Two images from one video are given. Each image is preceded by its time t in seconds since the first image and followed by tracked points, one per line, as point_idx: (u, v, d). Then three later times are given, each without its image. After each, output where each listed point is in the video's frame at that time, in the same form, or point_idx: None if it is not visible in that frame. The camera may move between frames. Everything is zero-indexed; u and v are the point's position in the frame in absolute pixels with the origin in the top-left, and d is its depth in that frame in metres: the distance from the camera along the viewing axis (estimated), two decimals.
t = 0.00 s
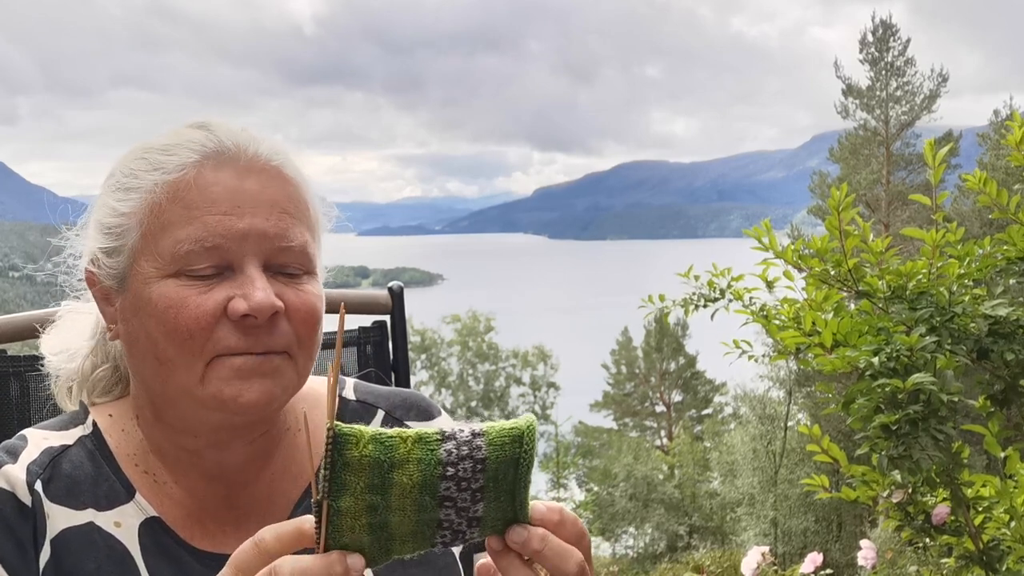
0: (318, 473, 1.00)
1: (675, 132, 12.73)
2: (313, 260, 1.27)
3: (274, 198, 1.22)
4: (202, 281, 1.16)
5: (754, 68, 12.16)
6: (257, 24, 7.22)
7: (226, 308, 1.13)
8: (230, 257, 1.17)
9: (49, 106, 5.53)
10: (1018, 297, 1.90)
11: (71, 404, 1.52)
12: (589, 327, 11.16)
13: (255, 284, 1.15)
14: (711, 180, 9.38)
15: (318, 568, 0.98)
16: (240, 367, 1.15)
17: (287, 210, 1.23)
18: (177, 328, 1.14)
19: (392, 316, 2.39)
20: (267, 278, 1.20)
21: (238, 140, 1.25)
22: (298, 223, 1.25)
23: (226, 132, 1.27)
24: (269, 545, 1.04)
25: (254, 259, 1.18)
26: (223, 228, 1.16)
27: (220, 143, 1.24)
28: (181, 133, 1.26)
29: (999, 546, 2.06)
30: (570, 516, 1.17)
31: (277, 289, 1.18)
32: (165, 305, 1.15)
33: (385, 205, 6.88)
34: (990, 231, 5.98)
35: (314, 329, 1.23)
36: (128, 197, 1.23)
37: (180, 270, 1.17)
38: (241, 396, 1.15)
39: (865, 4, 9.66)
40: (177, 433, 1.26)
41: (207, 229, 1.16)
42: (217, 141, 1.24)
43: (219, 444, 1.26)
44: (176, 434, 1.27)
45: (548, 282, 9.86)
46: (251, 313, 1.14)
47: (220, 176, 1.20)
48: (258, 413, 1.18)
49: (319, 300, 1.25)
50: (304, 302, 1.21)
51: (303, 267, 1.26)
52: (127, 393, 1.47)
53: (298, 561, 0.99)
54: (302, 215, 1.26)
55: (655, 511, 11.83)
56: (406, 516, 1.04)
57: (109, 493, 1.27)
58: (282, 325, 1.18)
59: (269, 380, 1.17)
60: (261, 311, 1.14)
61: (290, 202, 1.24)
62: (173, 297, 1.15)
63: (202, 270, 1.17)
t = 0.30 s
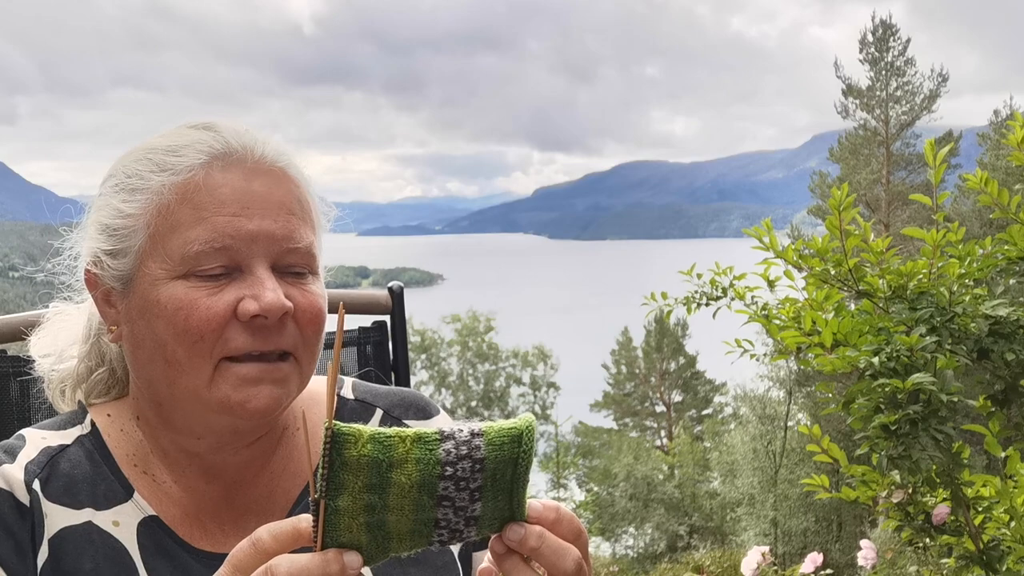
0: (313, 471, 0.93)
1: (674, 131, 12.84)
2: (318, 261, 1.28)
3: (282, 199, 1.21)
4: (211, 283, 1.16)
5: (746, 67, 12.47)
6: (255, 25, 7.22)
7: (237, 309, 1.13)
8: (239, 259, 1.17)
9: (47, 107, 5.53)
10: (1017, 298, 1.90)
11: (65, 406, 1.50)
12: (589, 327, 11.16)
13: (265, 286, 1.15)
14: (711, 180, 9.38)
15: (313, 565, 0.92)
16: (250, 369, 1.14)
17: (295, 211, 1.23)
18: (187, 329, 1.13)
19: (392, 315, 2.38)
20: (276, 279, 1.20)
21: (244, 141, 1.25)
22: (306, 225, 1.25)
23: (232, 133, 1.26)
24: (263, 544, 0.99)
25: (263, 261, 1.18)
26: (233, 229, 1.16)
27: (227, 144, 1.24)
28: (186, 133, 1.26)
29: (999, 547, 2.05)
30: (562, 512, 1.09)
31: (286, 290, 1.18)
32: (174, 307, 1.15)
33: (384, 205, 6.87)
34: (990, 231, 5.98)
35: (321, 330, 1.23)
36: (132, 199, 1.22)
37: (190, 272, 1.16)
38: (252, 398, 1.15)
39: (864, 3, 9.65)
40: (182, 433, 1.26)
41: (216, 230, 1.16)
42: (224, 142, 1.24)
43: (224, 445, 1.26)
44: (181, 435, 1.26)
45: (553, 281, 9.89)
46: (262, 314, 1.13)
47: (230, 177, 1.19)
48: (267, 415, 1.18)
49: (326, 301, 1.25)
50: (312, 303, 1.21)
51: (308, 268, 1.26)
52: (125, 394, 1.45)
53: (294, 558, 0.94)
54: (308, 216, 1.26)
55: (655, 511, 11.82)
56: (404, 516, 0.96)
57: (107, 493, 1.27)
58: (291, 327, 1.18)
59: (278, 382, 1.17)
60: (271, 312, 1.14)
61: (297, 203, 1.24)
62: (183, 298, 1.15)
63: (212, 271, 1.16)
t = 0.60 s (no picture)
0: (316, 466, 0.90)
1: (674, 131, 12.92)
2: (300, 259, 1.25)
3: (257, 196, 1.20)
4: (181, 279, 1.15)
5: (746, 66, 12.45)
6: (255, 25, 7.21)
7: (204, 306, 1.11)
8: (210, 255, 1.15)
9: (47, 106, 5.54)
10: (1017, 297, 1.90)
11: (71, 399, 1.49)
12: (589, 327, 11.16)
13: (231, 282, 1.13)
14: (711, 180, 9.39)
15: (321, 558, 0.88)
16: (216, 367, 1.12)
17: (271, 209, 1.21)
18: (154, 325, 1.12)
19: (392, 315, 2.37)
20: (248, 276, 1.18)
21: (225, 141, 1.25)
22: (284, 222, 1.23)
23: (216, 134, 1.26)
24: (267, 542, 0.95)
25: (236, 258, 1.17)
26: (203, 225, 1.16)
27: (208, 144, 1.24)
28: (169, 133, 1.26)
29: (999, 546, 2.05)
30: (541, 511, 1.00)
31: (257, 288, 1.16)
32: (143, 304, 1.14)
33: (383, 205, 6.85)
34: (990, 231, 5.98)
35: (299, 328, 1.19)
36: (114, 198, 1.23)
37: (162, 268, 1.16)
38: (218, 396, 1.12)
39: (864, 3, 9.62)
40: (166, 432, 1.25)
41: (187, 227, 1.15)
42: (204, 142, 1.24)
43: (208, 444, 1.25)
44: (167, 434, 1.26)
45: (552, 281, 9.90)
46: (227, 311, 1.11)
47: (205, 174, 1.20)
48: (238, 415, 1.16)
49: (305, 299, 1.22)
50: (286, 301, 1.18)
51: (290, 267, 1.24)
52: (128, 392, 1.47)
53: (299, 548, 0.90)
54: (288, 215, 1.25)
55: (655, 511, 11.84)
56: (405, 505, 0.94)
57: (109, 492, 1.26)
58: (262, 324, 1.15)
59: (247, 380, 1.14)
60: (236, 309, 1.11)
61: (274, 200, 1.23)
62: (150, 294, 1.13)
63: (184, 268, 1.16)
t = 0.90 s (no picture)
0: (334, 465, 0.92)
1: (674, 131, 13.00)
2: (289, 257, 1.24)
3: (239, 194, 1.21)
4: (163, 276, 1.16)
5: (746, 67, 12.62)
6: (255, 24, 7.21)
7: (182, 304, 1.13)
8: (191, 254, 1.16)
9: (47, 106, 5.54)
10: (1017, 297, 1.90)
11: (94, 398, 1.54)
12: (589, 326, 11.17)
13: (210, 281, 1.14)
14: (712, 180, 9.40)
15: (332, 555, 0.90)
16: (197, 365, 1.14)
17: (255, 207, 1.21)
18: (134, 322, 1.14)
19: (391, 316, 2.38)
20: (231, 274, 1.18)
21: (212, 139, 1.26)
22: (270, 219, 1.23)
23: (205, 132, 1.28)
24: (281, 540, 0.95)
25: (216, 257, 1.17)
26: (182, 225, 1.17)
27: (193, 141, 1.25)
28: (159, 131, 1.28)
29: (999, 546, 2.05)
30: (532, 544, 0.98)
31: (238, 286, 1.16)
32: (126, 301, 1.16)
33: (384, 205, 6.85)
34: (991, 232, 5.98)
35: (284, 325, 1.19)
36: (108, 197, 1.26)
37: (145, 266, 1.18)
38: (198, 394, 1.14)
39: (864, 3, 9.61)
40: (158, 431, 1.26)
41: (169, 227, 1.17)
42: (190, 141, 1.25)
43: (198, 443, 1.25)
44: (159, 432, 1.26)
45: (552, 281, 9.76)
46: (204, 310, 1.12)
47: (187, 173, 1.21)
48: (220, 413, 1.16)
49: (293, 296, 1.21)
50: (270, 298, 1.17)
51: (278, 264, 1.23)
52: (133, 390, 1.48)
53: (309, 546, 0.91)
54: (275, 211, 1.24)
55: (655, 511, 11.86)
56: (421, 505, 0.93)
57: (110, 493, 1.27)
58: (244, 322, 1.15)
59: (230, 378, 1.15)
60: (214, 307, 1.12)
61: (258, 197, 1.23)
62: (132, 291, 1.15)
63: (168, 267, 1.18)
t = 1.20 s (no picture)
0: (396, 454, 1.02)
1: (674, 131, 13.05)
2: (291, 253, 1.25)
3: (242, 191, 1.21)
4: (167, 275, 1.17)
5: (746, 66, 12.64)
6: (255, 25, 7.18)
7: (187, 301, 1.13)
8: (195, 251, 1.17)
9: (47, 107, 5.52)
10: (1018, 297, 1.90)
11: (94, 399, 1.54)
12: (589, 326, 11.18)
13: (215, 279, 1.15)
14: (712, 180, 9.41)
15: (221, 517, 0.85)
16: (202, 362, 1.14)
17: (258, 204, 1.22)
18: (139, 319, 1.14)
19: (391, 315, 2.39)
20: (235, 272, 1.19)
21: (214, 138, 1.26)
22: (272, 217, 1.23)
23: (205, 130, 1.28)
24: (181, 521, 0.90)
25: (221, 254, 1.18)
26: (185, 223, 1.17)
27: (195, 138, 1.25)
28: (159, 129, 1.28)
29: (999, 546, 2.05)
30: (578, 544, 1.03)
31: (242, 283, 1.17)
32: (130, 299, 1.16)
33: (384, 205, 6.84)
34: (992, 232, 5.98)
35: (288, 321, 1.20)
36: (111, 196, 1.26)
37: (149, 264, 1.18)
38: (204, 391, 1.15)
39: (864, 3, 9.62)
40: (160, 429, 1.26)
41: (173, 225, 1.18)
42: (192, 139, 1.26)
43: (200, 442, 1.26)
44: (161, 432, 1.27)
45: (552, 281, 9.55)
46: (210, 307, 1.13)
47: (190, 171, 1.21)
48: (225, 410, 1.17)
49: (297, 293, 1.22)
50: (276, 294, 1.18)
51: (281, 261, 1.24)
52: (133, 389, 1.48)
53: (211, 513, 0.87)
54: (277, 208, 1.25)
55: (655, 511, 11.91)
56: (479, 491, 1.02)
57: (109, 495, 1.26)
58: (250, 319, 1.16)
59: (235, 375, 1.16)
60: (219, 305, 1.13)
61: (261, 194, 1.23)
62: (137, 290, 1.16)
63: (172, 266, 1.18)
